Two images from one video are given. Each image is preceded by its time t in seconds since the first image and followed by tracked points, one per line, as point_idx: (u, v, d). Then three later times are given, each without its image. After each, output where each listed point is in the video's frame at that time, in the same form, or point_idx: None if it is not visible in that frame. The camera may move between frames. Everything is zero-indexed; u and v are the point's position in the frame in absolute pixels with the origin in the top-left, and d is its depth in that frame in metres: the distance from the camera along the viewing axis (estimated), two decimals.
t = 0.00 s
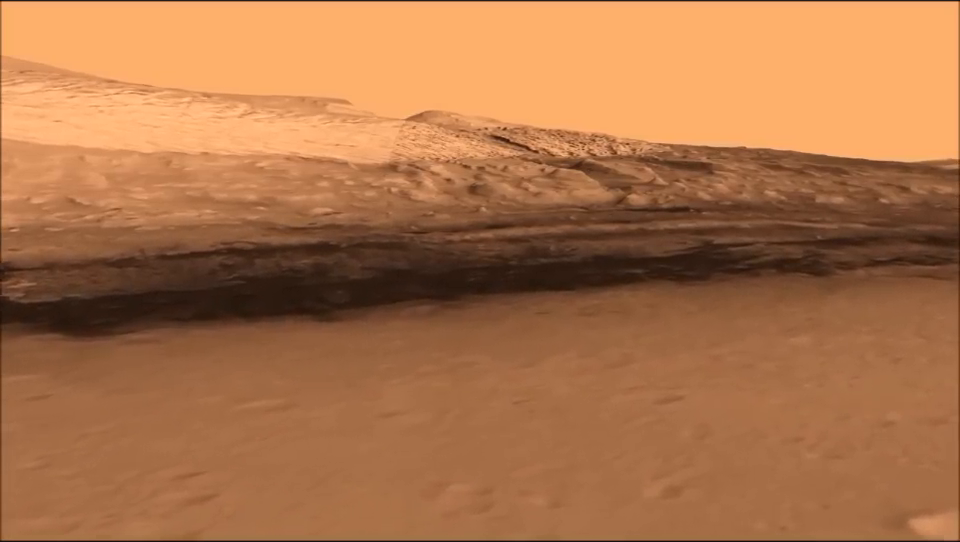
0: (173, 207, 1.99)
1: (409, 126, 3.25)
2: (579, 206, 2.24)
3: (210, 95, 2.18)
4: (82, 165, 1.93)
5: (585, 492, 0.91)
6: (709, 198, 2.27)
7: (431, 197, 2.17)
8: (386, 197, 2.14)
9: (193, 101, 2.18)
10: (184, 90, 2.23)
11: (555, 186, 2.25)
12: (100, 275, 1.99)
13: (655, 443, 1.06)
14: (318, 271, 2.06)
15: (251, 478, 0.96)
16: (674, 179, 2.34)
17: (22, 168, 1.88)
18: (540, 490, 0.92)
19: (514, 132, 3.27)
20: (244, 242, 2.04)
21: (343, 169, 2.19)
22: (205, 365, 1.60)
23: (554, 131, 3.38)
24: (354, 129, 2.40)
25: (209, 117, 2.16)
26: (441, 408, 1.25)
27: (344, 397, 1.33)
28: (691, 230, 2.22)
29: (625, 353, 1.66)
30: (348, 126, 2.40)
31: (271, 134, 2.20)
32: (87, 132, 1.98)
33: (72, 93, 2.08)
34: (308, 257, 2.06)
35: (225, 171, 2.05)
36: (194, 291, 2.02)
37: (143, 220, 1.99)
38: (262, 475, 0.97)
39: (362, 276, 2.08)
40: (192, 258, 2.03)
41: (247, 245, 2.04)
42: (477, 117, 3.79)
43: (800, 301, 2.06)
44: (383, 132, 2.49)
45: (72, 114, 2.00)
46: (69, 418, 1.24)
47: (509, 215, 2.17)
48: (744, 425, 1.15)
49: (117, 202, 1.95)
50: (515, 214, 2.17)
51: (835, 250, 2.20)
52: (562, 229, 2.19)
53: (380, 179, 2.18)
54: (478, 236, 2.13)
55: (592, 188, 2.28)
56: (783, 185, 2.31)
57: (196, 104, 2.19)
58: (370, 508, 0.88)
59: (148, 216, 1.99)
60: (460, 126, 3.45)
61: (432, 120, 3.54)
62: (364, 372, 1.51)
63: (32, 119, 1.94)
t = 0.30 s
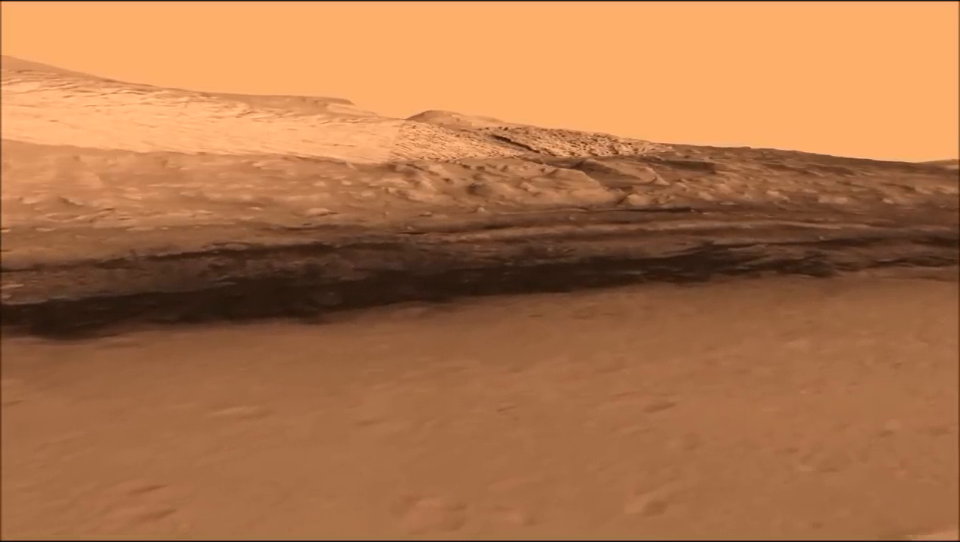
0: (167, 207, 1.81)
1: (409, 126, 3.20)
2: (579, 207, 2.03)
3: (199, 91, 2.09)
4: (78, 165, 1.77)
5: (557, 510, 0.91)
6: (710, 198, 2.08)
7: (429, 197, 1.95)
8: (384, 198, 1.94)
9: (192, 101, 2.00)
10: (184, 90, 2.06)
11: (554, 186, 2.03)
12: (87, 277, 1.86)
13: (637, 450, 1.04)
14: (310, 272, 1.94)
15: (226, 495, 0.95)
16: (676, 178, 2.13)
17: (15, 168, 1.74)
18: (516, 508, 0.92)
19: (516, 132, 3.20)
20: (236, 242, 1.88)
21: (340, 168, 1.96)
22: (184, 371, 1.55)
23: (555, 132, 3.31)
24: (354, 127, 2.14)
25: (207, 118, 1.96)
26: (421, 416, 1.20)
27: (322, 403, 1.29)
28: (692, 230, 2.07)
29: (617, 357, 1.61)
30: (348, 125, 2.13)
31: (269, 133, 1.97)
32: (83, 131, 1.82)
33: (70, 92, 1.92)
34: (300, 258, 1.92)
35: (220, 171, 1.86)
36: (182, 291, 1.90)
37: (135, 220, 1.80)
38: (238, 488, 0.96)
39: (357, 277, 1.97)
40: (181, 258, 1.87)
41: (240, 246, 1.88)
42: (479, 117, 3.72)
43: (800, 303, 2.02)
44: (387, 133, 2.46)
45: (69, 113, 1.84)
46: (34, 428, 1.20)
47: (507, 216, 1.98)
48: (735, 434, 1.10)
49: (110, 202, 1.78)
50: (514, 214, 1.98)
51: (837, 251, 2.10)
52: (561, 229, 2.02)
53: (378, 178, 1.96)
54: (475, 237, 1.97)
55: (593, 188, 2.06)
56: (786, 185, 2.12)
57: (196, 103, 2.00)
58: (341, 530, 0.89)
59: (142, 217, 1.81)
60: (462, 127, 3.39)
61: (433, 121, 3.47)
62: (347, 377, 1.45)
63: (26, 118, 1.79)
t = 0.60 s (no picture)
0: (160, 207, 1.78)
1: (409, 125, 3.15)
2: (578, 207, 1.99)
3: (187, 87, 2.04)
4: (72, 165, 1.72)
5: (531, 527, 0.88)
6: (712, 198, 2.04)
7: (427, 197, 1.91)
8: (380, 198, 1.89)
9: (189, 100, 1.93)
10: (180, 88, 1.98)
11: (553, 186, 2.00)
12: (75, 278, 1.83)
13: (619, 462, 1.01)
14: (302, 274, 1.90)
15: (188, 512, 0.92)
16: (678, 177, 2.09)
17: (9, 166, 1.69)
18: (487, 525, 0.89)
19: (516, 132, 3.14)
20: (228, 243, 1.85)
21: (338, 169, 1.90)
22: (161, 376, 1.51)
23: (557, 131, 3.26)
24: (354, 128, 2.05)
25: (205, 119, 1.89)
26: (399, 424, 1.15)
27: (297, 411, 1.24)
28: (692, 230, 2.03)
29: (609, 362, 1.56)
30: (347, 124, 2.04)
31: (267, 133, 1.89)
32: (78, 130, 1.75)
33: (66, 91, 1.83)
34: (292, 259, 1.89)
35: (215, 171, 1.80)
36: (171, 294, 1.87)
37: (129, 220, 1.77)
38: (200, 510, 0.92)
39: (349, 279, 1.92)
40: (171, 258, 1.85)
41: (230, 247, 1.84)
42: (480, 117, 3.66)
43: (800, 305, 1.96)
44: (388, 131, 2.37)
45: (65, 113, 1.77)
46: None
47: (507, 217, 1.94)
48: (724, 446, 1.05)
49: (103, 202, 1.74)
50: (512, 215, 1.94)
51: (841, 252, 2.06)
52: (560, 230, 1.98)
53: (375, 178, 1.91)
54: (471, 237, 1.93)
55: (593, 188, 2.02)
56: (789, 185, 2.08)
57: (193, 105, 1.92)
58: None
59: (134, 217, 1.78)
60: (463, 126, 3.33)
61: (433, 120, 3.41)
62: (328, 382, 1.41)
63: (19, 117, 1.73)
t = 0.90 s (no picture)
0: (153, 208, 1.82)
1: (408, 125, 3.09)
2: (576, 208, 2.03)
3: (198, 92, 2.12)
4: (66, 165, 1.80)
5: None
6: (713, 199, 2.05)
7: (425, 198, 1.96)
8: (378, 198, 1.95)
9: (186, 101, 2.06)
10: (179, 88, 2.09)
11: (554, 186, 2.05)
12: (62, 279, 1.82)
13: (600, 477, 0.98)
14: (294, 275, 1.88)
15: (145, 528, 0.90)
16: (678, 178, 2.12)
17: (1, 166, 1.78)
18: None
19: (517, 130, 3.08)
20: (221, 245, 1.86)
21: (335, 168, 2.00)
22: (136, 381, 1.47)
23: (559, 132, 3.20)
24: (352, 128, 2.22)
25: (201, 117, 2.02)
26: (373, 433, 1.11)
27: (272, 418, 1.19)
28: (692, 231, 2.02)
29: (599, 367, 1.51)
30: (345, 124, 2.21)
31: (264, 133, 2.04)
32: (75, 130, 1.87)
33: (64, 92, 2.00)
34: (283, 259, 1.87)
35: (212, 172, 1.89)
36: (159, 298, 1.84)
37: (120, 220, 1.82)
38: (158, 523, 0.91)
39: (341, 279, 1.90)
40: (162, 260, 1.85)
41: (225, 247, 1.86)
42: (482, 117, 3.60)
43: (800, 308, 1.91)
44: (383, 131, 2.28)
45: (60, 113, 1.90)
46: None
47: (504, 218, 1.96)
48: (714, 456, 1.03)
49: (96, 202, 1.80)
50: (511, 216, 1.97)
51: (841, 252, 2.03)
52: (558, 230, 1.98)
53: (373, 178, 1.98)
54: (467, 238, 1.93)
55: (593, 188, 2.07)
56: (792, 186, 2.10)
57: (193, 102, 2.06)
58: None
59: (125, 216, 1.83)
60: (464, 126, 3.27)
61: (433, 120, 3.36)
62: (306, 388, 1.36)
63: (21, 118, 1.85)
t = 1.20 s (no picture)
0: (148, 209, 1.63)
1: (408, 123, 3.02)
2: (576, 207, 1.81)
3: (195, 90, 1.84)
4: (60, 165, 1.60)
5: None
6: (714, 199, 1.86)
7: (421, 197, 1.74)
8: (374, 199, 1.73)
9: (185, 100, 1.78)
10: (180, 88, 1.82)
11: (552, 186, 1.82)
12: (49, 280, 1.68)
13: (574, 492, 0.97)
14: (283, 275, 1.75)
15: None
16: (680, 177, 1.91)
17: None
18: None
19: (518, 130, 3.01)
20: (212, 246, 1.69)
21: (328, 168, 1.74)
22: (109, 388, 1.44)
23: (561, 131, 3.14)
24: (352, 127, 1.89)
25: (198, 116, 1.74)
26: (346, 442, 1.06)
27: (242, 427, 1.15)
28: (691, 231, 1.86)
29: (589, 373, 1.46)
30: (345, 124, 1.88)
31: (262, 133, 1.75)
32: (69, 130, 1.63)
33: (60, 90, 1.72)
34: (274, 259, 1.73)
35: (208, 171, 1.65)
36: (144, 297, 1.73)
37: (111, 221, 1.63)
38: None
39: (335, 280, 1.78)
40: (150, 260, 1.69)
41: (215, 248, 1.69)
42: (484, 118, 3.53)
43: (798, 311, 1.87)
44: (382, 130, 1.94)
45: (56, 112, 1.65)
46: None
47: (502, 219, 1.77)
48: (700, 470, 1.02)
49: (88, 203, 1.61)
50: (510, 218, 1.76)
51: (844, 254, 1.94)
52: (554, 231, 1.81)
53: (369, 177, 1.75)
54: (462, 240, 1.77)
55: (593, 188, 1.84)
56: (795, 185, 1.91)
57: (187, 103, 1.77)
58: None
59: (118, 217, 1.63)
60: (466, 126, 3.18)
61: (433, 120, 3.29)
62: (281, 396, 1.32)
63: (11, 116, 1.61)
